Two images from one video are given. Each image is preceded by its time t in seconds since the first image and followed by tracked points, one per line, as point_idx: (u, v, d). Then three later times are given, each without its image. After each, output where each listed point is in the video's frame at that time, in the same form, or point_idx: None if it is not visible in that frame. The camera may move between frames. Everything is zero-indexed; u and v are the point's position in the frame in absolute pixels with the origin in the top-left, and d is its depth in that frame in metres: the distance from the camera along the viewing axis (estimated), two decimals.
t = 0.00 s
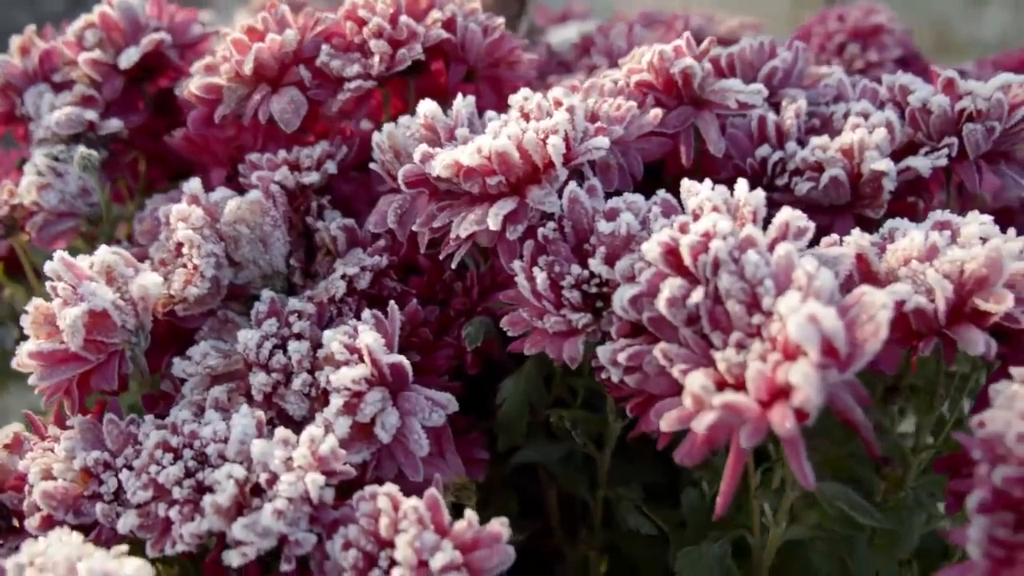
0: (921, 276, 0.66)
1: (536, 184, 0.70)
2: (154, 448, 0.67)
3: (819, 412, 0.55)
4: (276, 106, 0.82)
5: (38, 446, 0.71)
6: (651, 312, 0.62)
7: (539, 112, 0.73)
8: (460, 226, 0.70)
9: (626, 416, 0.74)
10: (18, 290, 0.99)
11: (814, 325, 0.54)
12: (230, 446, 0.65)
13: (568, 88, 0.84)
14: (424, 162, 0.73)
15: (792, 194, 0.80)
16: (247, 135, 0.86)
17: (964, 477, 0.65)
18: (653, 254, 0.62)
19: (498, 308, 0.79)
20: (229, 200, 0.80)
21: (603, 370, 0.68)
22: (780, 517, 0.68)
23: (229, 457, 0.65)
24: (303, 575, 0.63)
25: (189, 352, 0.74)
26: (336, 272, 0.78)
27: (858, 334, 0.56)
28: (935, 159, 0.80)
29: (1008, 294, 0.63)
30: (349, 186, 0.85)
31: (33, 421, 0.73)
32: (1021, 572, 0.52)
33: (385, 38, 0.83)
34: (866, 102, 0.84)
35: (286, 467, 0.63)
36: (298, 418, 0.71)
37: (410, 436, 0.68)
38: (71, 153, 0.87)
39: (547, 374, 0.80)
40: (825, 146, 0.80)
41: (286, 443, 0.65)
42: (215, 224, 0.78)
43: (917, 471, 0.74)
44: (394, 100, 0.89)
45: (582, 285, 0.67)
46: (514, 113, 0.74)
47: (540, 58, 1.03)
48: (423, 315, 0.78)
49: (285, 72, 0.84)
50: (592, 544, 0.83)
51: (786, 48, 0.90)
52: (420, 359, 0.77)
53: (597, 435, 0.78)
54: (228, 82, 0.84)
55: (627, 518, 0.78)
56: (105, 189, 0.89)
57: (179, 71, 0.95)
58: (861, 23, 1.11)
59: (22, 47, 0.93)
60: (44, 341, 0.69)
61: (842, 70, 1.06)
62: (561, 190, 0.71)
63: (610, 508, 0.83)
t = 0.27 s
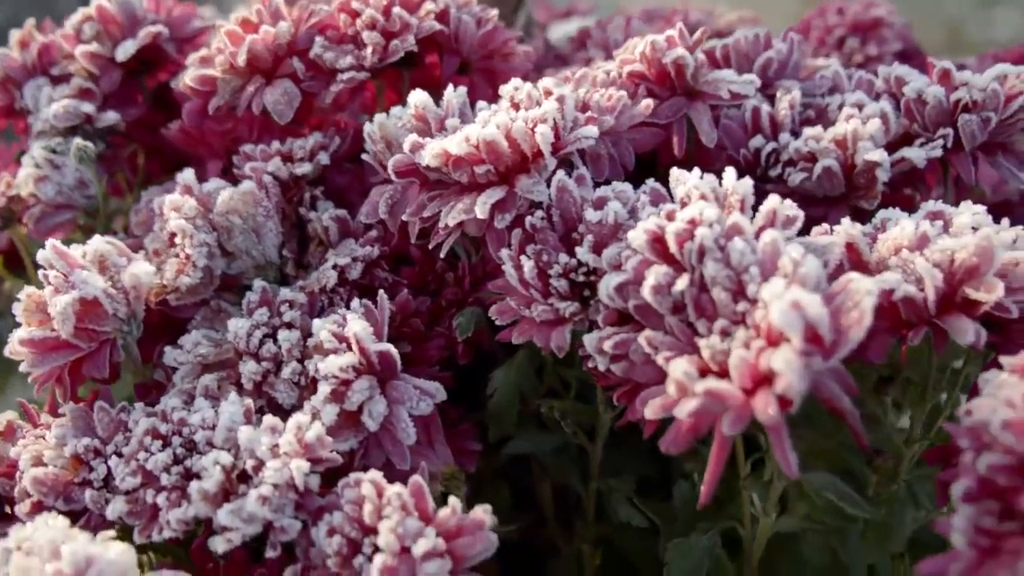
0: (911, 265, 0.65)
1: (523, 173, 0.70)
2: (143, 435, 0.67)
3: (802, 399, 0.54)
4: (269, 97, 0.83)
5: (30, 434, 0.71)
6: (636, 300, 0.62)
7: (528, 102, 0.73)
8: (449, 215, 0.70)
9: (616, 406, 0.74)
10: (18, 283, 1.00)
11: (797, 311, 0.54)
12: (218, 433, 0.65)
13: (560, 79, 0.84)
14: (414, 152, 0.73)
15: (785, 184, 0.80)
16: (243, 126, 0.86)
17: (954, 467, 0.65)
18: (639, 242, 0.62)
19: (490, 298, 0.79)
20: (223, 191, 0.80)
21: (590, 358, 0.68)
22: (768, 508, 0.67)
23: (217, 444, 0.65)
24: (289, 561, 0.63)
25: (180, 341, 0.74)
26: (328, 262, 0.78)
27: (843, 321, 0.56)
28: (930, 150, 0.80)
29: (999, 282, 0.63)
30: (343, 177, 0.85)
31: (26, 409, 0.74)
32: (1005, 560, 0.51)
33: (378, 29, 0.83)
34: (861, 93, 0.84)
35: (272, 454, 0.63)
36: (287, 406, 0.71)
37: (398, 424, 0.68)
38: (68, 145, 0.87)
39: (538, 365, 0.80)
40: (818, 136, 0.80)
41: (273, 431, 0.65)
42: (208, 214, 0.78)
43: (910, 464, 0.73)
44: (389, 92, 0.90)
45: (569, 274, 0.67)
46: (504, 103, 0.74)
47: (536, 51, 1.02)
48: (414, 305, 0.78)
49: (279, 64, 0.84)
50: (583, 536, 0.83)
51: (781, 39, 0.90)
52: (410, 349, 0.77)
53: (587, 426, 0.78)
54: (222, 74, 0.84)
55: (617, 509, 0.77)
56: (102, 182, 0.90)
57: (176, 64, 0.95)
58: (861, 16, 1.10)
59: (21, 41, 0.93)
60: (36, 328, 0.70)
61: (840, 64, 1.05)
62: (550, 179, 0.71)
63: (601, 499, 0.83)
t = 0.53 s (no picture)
0: (898, 258, 0.65)
1: (511, 166, 0.70)
2: (133, 427, 0.68)
3: (783, 391, 0.54)
4: (262, 93, 0.83)
5: (23, 426, 0.72)
6: (620, 293, 0.62)
7: (517, 96, 0.73)
8: (436, 209, 0.71)
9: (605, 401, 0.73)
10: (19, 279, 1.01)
11: (777, 302, 0.54)
12: (206, 425, 0.66)
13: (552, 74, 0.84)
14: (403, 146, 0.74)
15: (777, 179, 0.80)
16: (238, 123, 0.87)
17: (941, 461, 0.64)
18: (623, 235, 0.62)
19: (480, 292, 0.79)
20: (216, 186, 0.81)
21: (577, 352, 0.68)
22: (755, 502, 0.67)
23: (205, 436, 0.66)
24: (275, 553, 0.64)
25: (172, 335, 0.75)
26: (319, 257, 0.79)
27: (824, 312, 0.55)
28: (923, 143, 0.79)
29: (986, 275, 0.62)
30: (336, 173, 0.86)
31: (21, 402, 0.75)
32: (986, 554, 0.51)
33: (370, 26, 0.83)
34: (855, 86, 0.84)
35: (258, 445, 0.64)
36: (277, 400, 0.72)
37: (384, 417, 0.68)
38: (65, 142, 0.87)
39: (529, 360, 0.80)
40: (810, 130, 0.79)
41: (260, 423, 0.65)
42: (201, 209, 0.79)
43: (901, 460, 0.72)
44: (383, 88, 0.90)
45: (556, 267, 0.67)
46: (493, 97, 0.74)
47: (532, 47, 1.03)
48: (404, 300, 0.78)
49: (273, 60, 0.85)
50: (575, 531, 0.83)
51: (776, 34, 0.90)
52: (402, 343, 0.77)
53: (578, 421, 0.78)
54: (216, 70, 0.85)
55: (607, 504, 0.77)
56: (100, 178, 0.90)
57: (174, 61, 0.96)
58: (860, 11, 1.10)
59: (20, 39, 0.94)
60: (28, 321, 0.71)
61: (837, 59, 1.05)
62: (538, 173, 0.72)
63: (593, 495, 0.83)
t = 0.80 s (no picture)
0: (878, 257, 0.65)
1: (494, 167, 0.70)
2: (121, 426, 0.69)
3: (758, 390, 0.54)
4: (252, 96, 0.84)
5: (14, 425, 0.73)
6: (599, 293, 0.62)
7: (501, 97, 0.73)
8: (421, 210, 0.71)
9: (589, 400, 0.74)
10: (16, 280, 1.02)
11: (750, 301, 0.54)
12: (192, 424, 0.67)
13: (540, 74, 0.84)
14: (388, 148, 0.74)
15: (763, 178, 0.80)
16: (230, 125, 0.88)
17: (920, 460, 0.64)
18: (602, 235, 0.62)
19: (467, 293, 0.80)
20: (206, 188, 0.81)
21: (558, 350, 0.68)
22: (737, 501, 0.67)
23: (190, 435, 0.67)
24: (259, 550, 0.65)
25: (161, 335, 0.76)
26: (307, 258, 0.79)
27: (799, 311, 0.56)
28: (909, 142, 0.80)
29: (966, 274, 0.63)
30: (326, 175, 0.86)
31: (13, 401, 0.76)
32: (959, 552, 0.51)
33: (359, 28, 0.84)
34: (842, 86, 0.84)
35: (242, 444, 0.64)
36: (263, 399, 0.72)
37: (368, 416, 0.68)
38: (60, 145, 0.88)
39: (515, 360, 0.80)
40: (796, 130, 0.80)
41: (245, 422, 0.66)
42: (191, 211, 0.79)
43: (884, 459, 0.72)
44: (373, 90, 0.91)
45: (538, 267, 0.68)
46: (478, 98, 0.74)
47: (523, 49, 1.03)
48: (392, 300, 0.79)
49: (263, 63, 0.85)
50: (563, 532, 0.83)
51: (764, 34, 0.90)
52: (389, 343, 0.77)
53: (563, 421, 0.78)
54: (207, 73, 0.86)
55: (592, 504, 0.77)
56: (94, 180, 0.91)
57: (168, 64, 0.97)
58: (852, 11, 1.10)
59: (17, 43, 0.95)
60: (18, 322, 0.72)
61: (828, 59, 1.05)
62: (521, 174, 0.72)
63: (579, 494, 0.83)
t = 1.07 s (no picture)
0: (854, 255, 0.66)
1: (475, 168, 0.71)
2: (108, 422, 0.70)
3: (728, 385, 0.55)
4: (242, 99, 0.85)
5: (5, 422, 0.74)
6: (575, 290, 0.63)
7: (483, 99, 0.74)
8: (404, 209, 0.72)
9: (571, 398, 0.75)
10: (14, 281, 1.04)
11: (720, 297, 0.54)
12: (177, 419, 0.68)
13: (525, 76, 0.85)
14: (372, 149, 0.75)
15: (746, 178, 0.81)
16: (221, 128, 0.89)
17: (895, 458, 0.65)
18: (578, 233, 0.63)
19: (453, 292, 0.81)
20: (196, 189, 0.83)
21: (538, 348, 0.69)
22: (715, 498, 0.68)
23: (175, 431, 0.68)
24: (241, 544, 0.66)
25: (150, 333, 0.77)
26: (295, 257, 0.80)
27: (770, 307, 0.56)
28: (891, 142, 0.80)
29: (941, 271, 0.63)
30: (315, 177, 0.88)
31: (5, 398, 0.77)
32: (925, 545, 0.51)
33: (347, 32, 0.85)
34: (825, 87, 0.84)
35: (225, 439, 0.65)
36: (249, 396, 0.74)
37: (351, 413, 0.69)
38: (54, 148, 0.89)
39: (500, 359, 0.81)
40: (778, 130, 0.80)
41: (229, 418, 0.67)
42: (181, 212, 0.81)
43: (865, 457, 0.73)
44: (363, 93, 0.92)
45: (517, 266, 0.69)
46: (461, 100, 0.75)
47: (512, 52, 1.04)
48: (378, 299, 0.79)
49: (253, 66, 0.87)
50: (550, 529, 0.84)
51: (749, 36, 0.91)
52: (375, 342, 0.78)
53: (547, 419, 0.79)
54: (198, 77, 0.87)
55: (576, 501, 0.78)
56: (88, 182, 0.93)
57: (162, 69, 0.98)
58: (842, 13, 1.11)
59: (15, 48, 0.97)
60: (9, 320, 0.73)
61: (817, 61, 1.06)
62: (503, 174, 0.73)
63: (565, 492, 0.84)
